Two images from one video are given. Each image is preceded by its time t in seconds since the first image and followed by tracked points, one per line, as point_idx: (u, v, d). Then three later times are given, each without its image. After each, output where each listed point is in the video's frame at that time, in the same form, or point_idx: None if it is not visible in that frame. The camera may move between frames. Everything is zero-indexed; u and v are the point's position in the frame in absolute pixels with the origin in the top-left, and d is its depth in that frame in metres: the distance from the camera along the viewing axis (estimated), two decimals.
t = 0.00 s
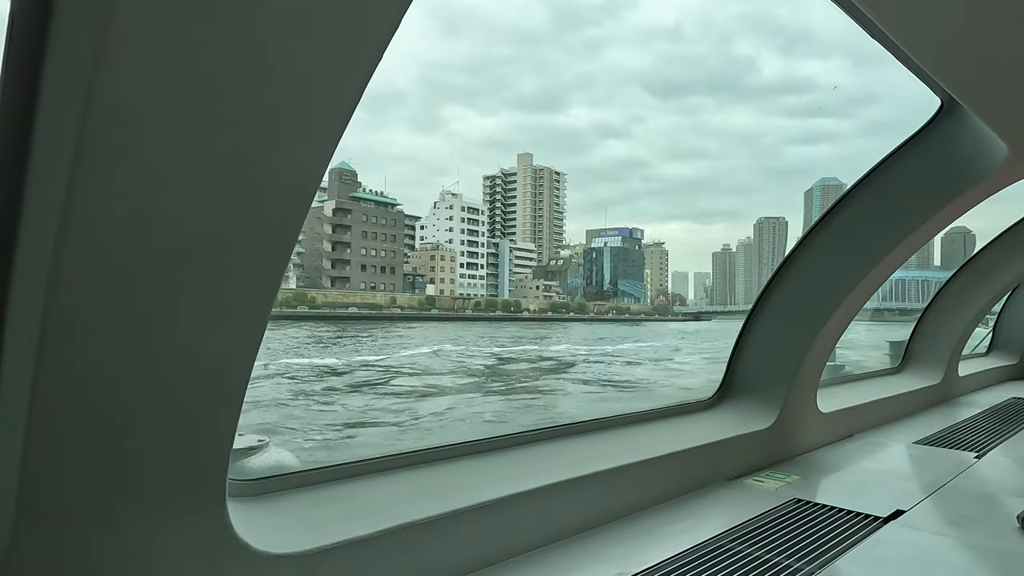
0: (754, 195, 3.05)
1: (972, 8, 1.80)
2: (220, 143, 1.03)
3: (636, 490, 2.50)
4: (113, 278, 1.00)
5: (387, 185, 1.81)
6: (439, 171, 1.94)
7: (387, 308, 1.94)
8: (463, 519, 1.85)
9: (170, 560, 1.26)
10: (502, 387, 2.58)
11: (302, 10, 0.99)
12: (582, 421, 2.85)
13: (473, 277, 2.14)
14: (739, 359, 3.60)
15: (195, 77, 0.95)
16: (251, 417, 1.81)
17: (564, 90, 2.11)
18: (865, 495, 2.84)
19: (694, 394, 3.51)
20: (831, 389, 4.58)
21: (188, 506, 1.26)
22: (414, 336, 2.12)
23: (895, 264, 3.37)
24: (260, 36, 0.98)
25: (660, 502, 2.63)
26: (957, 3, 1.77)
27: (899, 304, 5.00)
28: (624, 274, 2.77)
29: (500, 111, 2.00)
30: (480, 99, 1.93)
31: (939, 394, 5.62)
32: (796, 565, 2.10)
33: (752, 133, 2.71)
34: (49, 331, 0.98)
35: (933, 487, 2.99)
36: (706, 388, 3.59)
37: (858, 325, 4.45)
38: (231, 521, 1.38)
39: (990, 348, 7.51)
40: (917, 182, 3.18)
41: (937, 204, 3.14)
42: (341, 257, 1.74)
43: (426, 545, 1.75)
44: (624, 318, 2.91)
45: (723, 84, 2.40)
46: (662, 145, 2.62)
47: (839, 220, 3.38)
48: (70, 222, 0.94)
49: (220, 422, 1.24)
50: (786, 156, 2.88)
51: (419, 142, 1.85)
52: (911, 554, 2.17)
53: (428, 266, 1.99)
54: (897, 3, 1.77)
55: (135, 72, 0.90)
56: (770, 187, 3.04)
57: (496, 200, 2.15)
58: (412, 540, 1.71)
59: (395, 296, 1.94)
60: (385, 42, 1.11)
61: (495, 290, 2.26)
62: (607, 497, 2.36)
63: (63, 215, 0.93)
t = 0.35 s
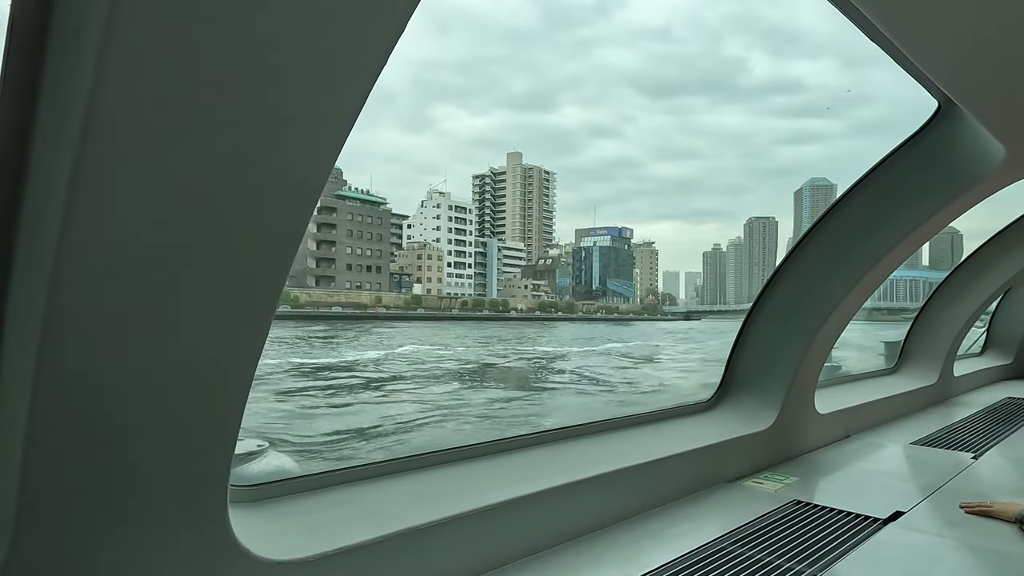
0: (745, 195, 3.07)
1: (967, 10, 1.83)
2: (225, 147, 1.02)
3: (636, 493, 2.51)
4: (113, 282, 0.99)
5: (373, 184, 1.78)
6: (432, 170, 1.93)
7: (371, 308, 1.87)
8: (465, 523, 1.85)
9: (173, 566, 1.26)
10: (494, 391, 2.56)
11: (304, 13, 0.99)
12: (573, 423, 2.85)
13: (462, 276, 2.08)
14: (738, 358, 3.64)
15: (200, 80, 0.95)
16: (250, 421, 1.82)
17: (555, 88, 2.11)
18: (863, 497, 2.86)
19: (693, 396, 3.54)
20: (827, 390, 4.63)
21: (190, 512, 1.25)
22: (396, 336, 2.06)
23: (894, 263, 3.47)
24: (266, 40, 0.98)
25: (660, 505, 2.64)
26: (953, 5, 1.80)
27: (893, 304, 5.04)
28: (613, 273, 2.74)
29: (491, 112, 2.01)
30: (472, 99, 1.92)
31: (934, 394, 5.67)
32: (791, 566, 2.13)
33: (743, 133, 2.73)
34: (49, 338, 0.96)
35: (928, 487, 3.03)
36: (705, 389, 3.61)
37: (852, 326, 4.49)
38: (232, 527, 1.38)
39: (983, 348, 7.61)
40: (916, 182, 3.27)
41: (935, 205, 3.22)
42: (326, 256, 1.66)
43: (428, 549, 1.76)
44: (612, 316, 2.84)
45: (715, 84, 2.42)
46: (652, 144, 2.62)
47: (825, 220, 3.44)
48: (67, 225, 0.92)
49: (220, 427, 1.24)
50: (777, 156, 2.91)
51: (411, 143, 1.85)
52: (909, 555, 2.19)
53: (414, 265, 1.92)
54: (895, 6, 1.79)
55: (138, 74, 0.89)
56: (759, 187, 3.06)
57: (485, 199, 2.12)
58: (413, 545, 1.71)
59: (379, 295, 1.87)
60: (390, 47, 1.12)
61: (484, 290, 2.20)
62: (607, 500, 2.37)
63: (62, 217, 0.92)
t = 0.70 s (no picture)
0: (738, 193, 3.08)
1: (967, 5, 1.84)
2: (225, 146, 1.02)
3: (636, 493, 2.52)
4: (111, 280, 0.98)
5: (361, 181, 1.75)
6: (422, 166, 1.91)
7: (358, 305, 1.85)
8: (465, 523, 1.86)
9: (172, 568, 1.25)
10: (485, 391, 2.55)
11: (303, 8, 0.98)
12: (568, 422, 2.85)
13: (449, 274, 2.09)
14: (739, 353, 3.66)
15: (200, 77, 0.94)
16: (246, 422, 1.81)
17: (547, 87, 2.11)
18: (863, 496, 2.88)
19: (692, 396, 3.56)
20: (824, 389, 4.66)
21: (188, 513, 1.24)
22: (382, 333, 2.04)
23: (894, 260, 3.53)
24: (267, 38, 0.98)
25: (659, 505, 2.64)
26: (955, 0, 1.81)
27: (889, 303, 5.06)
28: (603, 270, 2.73)
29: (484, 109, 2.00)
30: (464, 96, 1.91)
31: (930, 393, 5.71)
32: (793, 566, 2.14)
33: (736, 132, 2.74)
34: (45, 337, 0.95)
35: (925, 486, 3.05)
36: (704, 388, 3.65)
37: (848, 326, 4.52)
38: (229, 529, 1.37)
39: (979, 348, 7.67)
40: (918, 180, 3.31)
41: (934, 203, 3.28)
42: (313, 254, 1.62)
43: (429, 550, 1.76)
44: (602, 315, 2.84)
45: (707, 83, 2.44)
46: (644, 143, 2.61)
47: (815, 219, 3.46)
48: (63, 222, 0.91)
49: (218, 427, 1.22)
50: (768, 155, 2.92)
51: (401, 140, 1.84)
52: (910, 554, 2.21)
53: (402, 262, 1.91)
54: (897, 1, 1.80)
55: (138, 71, 0.88)
56: (751, 186, 3.08)
57: (476, 194, 2.08)
58: (414, 546, 1.71)
59: (366, 293, 1.85)
60: (391, 46, 1.12)
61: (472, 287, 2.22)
62: (608, 499, 2.38)
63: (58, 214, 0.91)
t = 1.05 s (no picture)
0: (731, 191, 3.09)
1: None
2: (215, 145, 1.01)
3: (636, 493, 2.53)
4: (98, 282, 0.96)
5: (348, 176, 1.72)
6: (412, 163, 1.90)
7: (344, 304, 1.80)
8: (465, 522, 1.86)
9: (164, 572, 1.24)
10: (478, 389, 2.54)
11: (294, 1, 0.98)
12: (562, 421, 2.84)
13: (439, 272, 2.08)
14: (739, 352, 3.69)
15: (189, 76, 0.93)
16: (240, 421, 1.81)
17: (541, 86, 2.11)
18: (862, 495, 2.90)
19: (692, 394, 3.60)
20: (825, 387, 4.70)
21: (181, 513, 1.24)
22: (369, 333, 2.00)
23: (896, 257, 3.56)
24: (258, 38, 0.98)
25: (657, 504, 2.65)
26: None
27: (886, 302, 5.08)
28: (595, 269, 2.70)
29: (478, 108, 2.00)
30: (456, 94, 1.90)
31: (930, 390, 5.76)
32: (797, 566, 2.15)
33: (729, 131, 2.75)
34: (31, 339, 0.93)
35: (923, 484, 3.08)
36: (704, 387, 3.68)
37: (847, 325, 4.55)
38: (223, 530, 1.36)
39: (977, 346, 7.75)
40: (922, 174, 3.34)
41: (935, 202, 3.32)
42: (300, 252, 1.59)
43: (430, 549, 1.77)
44: (593, 313, 2.79)
45: (701, 82, 2.45)
46: (638, 142, 2.61)
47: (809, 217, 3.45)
48: (47, 222, 0.89)
49: (210, 425, 1.22)
50: (762, 153, 2.93)
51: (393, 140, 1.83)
52: (910, 553, 2.23)
53: (391, 261, 1.87)
54: None
55: (124, 69, 0.87)
56: (743, 184, 3.08)
57: (468, 195, 2.10)
58: (410, 547, 1.71)
59: (353, 292, 1.80)
60: (381, 45, 1.12)
61: (464, 286, 2.19)
62: (607, 498, 2.39)
63: (41, 215, 0.88)
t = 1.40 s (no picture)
0: (729, 191, 3.10)
1: None
2: (212, 140, 1.00)
3: (638, 490, 2.53)
4: (93, 275, 0.96)
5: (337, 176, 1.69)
6: (404, 162, 1.88)
7: (333, 304, 1.78)
8: (467, 517, 1.86)
9: (161, 568, 1.23)
10: (472, 388, 2.53)
11: None
12: (557, 418, 2.80)
13: (431, 272, 2.07)
14: (739, 348, 3.72)
15: (185, 66, 0.93)
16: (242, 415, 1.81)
17: (535, 87, 2.10)
18: (864, 491, 2.90)
19: (694, 390, 3.61)
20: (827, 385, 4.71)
21: (179, 508, 1.23)
22: (359, 333, 1.99)
23: (900, 253, 3.58)
24: (255, 27, 0.97)
25: (659, 501, 2.65)
26: None
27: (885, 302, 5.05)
28: (587, 269, 2.68)
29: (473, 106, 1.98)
30: (450, 93, 1.89)
31: (931, 388, 5.77)
32: (804, 563, 2.14)
33: (725, 130, 2.76)
34: (28, 331, 0.93)
35: (926, 481, 3.08)
36: (706, 384, 3.68)
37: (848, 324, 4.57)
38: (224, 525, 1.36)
39: (978, 344, 7.79)
40: (922, 169, 3.36)
41: (937, 199, 3.33)
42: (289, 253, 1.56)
43: (432, 543, 1.77)
44: (586, 314, 2.76)
45: (698, 82, 2.46)
46: (634, 142, 2.61)
47: (804, 216, 3.44)
48: (40, 214, 0.88)
49: (208, 419, 1.21)
50: (758, 153, 2.94)
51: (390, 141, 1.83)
52: (913, 548, 2.23)
53: (382, 260, 1.87)
54: None
55: (119, 60, 0.87)
56: (739, 184, 3.09)
57: (461, 198, 2.08)
58: (410, 541, 1.71)
59: (342, 292, 1.78)
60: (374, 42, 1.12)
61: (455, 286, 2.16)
62: (609, 494, 2.39)
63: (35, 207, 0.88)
